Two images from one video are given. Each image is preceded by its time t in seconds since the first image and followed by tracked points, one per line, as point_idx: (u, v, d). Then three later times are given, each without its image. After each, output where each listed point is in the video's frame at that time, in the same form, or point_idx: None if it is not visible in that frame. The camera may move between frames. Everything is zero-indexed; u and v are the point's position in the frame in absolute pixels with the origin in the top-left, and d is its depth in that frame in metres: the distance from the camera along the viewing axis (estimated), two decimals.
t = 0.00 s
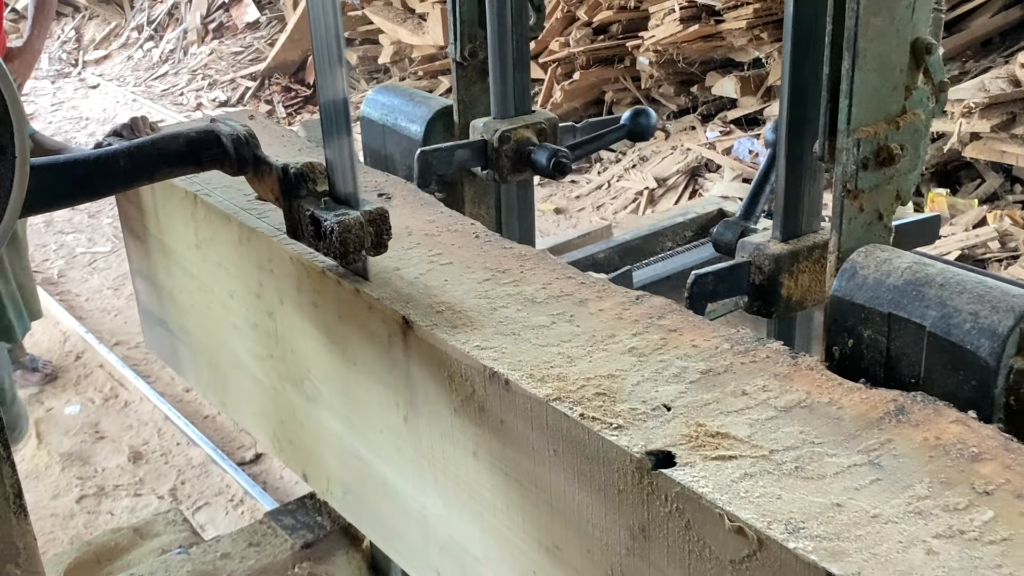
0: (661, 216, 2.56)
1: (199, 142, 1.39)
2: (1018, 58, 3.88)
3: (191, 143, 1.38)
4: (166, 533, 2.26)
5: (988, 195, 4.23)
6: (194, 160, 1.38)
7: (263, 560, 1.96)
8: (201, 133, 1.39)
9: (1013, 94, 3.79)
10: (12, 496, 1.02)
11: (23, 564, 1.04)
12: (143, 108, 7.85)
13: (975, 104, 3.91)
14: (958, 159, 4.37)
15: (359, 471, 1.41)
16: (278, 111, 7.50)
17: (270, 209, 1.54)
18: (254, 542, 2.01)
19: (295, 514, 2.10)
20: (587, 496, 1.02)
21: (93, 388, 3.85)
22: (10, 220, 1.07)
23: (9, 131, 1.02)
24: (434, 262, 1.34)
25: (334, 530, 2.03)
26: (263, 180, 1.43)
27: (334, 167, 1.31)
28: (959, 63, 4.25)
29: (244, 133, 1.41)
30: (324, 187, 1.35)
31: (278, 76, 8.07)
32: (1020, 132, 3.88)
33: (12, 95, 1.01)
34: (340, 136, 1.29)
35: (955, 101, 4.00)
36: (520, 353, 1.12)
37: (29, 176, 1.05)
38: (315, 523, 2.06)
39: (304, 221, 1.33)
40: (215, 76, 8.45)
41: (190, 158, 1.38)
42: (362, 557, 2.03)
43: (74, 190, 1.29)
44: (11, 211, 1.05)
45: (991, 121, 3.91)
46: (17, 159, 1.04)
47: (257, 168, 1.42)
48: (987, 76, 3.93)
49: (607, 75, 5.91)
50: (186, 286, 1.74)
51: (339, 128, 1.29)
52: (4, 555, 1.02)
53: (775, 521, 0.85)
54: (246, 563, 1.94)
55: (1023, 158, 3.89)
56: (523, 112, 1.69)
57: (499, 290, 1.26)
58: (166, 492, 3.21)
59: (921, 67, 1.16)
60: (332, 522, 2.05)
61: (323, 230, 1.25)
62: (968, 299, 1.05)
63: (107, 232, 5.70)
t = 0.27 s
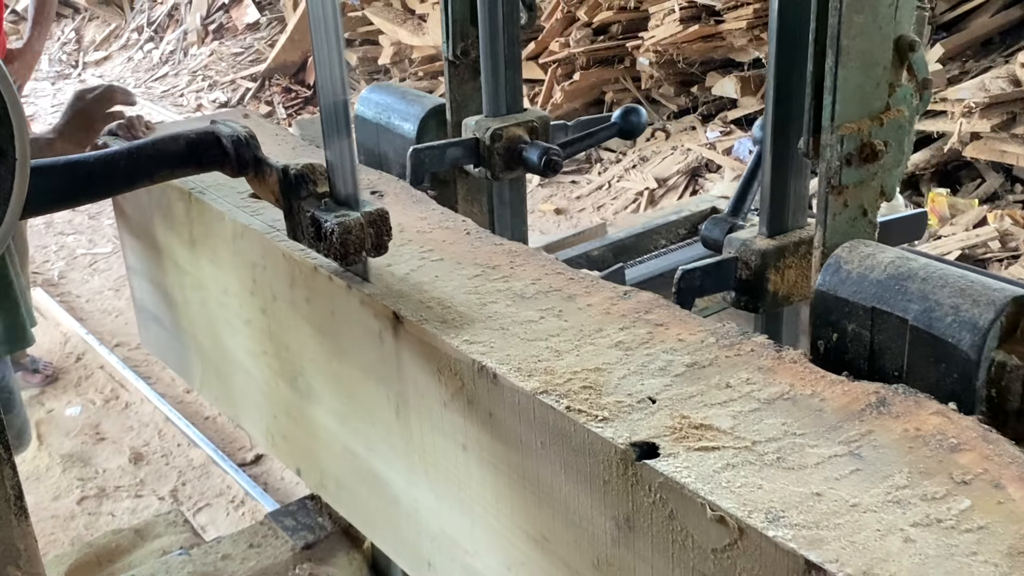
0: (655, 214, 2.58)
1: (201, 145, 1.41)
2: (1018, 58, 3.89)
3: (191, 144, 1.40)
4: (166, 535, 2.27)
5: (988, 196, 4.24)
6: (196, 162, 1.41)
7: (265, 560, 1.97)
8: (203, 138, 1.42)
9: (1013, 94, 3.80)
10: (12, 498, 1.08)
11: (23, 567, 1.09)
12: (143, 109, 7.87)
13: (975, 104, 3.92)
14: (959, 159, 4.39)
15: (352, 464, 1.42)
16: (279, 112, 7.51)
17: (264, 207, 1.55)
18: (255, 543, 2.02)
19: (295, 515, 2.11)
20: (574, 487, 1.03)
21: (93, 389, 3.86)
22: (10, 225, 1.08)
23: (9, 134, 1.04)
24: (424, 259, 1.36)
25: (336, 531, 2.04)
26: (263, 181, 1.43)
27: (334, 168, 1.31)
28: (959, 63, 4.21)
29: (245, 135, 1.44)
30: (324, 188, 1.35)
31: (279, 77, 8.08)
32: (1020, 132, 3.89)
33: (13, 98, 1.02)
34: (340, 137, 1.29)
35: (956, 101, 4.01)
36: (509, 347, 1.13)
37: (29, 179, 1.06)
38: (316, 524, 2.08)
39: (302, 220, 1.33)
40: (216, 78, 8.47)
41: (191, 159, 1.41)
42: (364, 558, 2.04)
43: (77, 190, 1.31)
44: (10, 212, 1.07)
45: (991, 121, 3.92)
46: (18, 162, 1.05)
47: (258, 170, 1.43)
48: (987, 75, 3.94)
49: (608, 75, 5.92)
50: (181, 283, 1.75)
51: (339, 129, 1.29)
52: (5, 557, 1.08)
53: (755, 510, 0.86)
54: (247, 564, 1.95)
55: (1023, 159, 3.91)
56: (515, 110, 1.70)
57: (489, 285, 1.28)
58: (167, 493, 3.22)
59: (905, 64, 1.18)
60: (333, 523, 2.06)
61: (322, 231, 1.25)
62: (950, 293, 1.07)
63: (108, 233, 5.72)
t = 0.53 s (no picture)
0: (649, 212, 2.59)
1: (201, 147, 1.42)
2: (1018, 58, 3.90)
3: (192, 145, 1.42)
4: (168, 536, 2.26)
5: (988, 195, 4.25)
6: (196, 164, 1.42)
7: (266, 561, 1.99)
8: (203, 140, 1.43)
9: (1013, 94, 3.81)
10: (14, 500, 1.04)
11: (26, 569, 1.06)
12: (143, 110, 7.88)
13: (976, 104, 3.93)
14: (959, 159, 4.41)
15: (345, 459, 1.44)
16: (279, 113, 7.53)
17: (259, 205, 1.56)
18: (256, 545, 2.03)
19: (295, 516, 2.12)
20: (562, 479, 1.05)
21: (94, 391, 3.88)
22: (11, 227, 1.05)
23: (10, 134, 1.02)
24: (417, 255, 1.37)
25: (335, 532, 2.05)
26: (263, 181, 1.44)
27: (336, 169, 1.31)
28: (959, 63, 4.23)
29: (246, 137, 1.45)
30: (325, 188, 1.36)
31: (279, 77, 8.10)
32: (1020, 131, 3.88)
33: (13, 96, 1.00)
34: (341, 138, 1.30)
35: (955, 101, 4.04)
36: (498, 341, 1.15)
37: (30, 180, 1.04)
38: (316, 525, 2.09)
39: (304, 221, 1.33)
40: (215, 79, 8.48)
41: (190, 162, 1.42)
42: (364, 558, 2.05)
43: (80, 191, 1.32)
44: (12, 220, 1.05)
45: (992, 121, 3.91)
46: (18, 163, 1.03)
47: (258, 171, 1.44)
48: (988, 75, 3.95)
49: (608, 75, 5.93)
50: (177, 280, 1.77)
51: (339, 130, 1.29)
52: (6, 559, 1.05)
53: (738, 500, 0.88)
54: (248, 565, 1.97)
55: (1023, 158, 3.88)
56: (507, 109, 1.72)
57: (480, 281, 1.29)
58: (168, 494, 3.23)
59: (890, 62, 1.19)
60: (334, 524, 2.08)
61: (322, 231, 1.26)
62: (934, 287, 1.08)
63: (109, 234, 5.73)
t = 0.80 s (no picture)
0: (643, 209, 2.61)
1: (201, 146, 1.42)
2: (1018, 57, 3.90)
3: (192, 145, 1.42)
4: (169, 536, 2.20)
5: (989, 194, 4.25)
6: (197, 162, 1.42)
7: (267, 561, 1.99)
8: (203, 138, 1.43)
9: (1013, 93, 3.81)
10: (14, 500, 1.12)
11: (26, 569, 1.13)
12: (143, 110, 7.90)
13: (976, 103, 3.94)
14: (959, 159, 4.43)
15: (338, 452, 1.45)
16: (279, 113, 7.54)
17: (253, 202, 1.57)
18: (257, 545, 2.04)
19: (296, 516, 2.14)
20: (549, 469, 1.06)
21: (94, 391, 3.89)
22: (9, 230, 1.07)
23: (9, 133, 1.03)
24: (408, 250, 1.39)
25: (336, 532, 2.07)
26: (263, 181, 1.43)
27: (334, 168, 1.29)
28: (959, 62, 4.23)
29: (246, 136, 1.44)
30: (325, 188, 1.36)
31: (279, 78, 8.12)
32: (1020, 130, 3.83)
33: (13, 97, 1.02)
34: (340, 138, 1.29)
35: (956, 100, 4.06)
36: (486, 335, 1.16)
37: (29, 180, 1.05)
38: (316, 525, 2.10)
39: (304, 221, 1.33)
40: (216, 79, 8.49)
41: (190, 161, 1.42)
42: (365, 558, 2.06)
43: (79, 193, 1.34)
44: (11, 219, 1.06)
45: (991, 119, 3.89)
46: (18, 162, 1.05)
47: (258, 170, 1.43)
48: (988, 74, 3.95)
49: (608, 75, 5.95)
50: (171, 277, 1.78)
51: (339, 129, 1.29)
52: (7, 559, 1.12)
53: (719, 488, 0.89)
54: (249, 564, 1.97)
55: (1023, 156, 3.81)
56: (499, 106, 1.73)
57: (470, 275, 1.31)
58: (168, 494, 3.24)
59: (875, 57, 1.20)
60: (335, 524, 2.09)
61: (323, 231, 1.25)
62: (917, 280, 1.09)
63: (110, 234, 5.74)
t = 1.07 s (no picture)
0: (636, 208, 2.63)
1: (201, 146, 1.44)
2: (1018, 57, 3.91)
3: (191, 146, 1.44)
4: (170, 537, 2.18)
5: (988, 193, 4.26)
6: (197, 163, 1.44)
7: (268, 561, 2.01)
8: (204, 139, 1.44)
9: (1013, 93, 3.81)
10: (16, 501, 1.06)
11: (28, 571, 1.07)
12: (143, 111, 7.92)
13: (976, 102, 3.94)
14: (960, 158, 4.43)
15: (330, 446, 1.47)
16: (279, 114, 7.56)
17: (247, 199, 1.59)
18: (258, 545, 2.06)
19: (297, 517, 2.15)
20: (535, 460, 1.08)
21: (94, 391, 3.90)
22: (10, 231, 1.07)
23: (10, 135, 1.05)
24: (398, 246, 1.41)
25: (337, 532, 2.08)
26: (263, 182, 1.43)
27: (336, 169, 1.30)
28: (959, 61, 4.18)
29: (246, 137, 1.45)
30: (326, 188, 1.37)
31: (278, 78, 8.13)
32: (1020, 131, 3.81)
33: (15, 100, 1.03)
34: (341, 139, 1.30)
35: (956, 99, 4.07)
36: (474, 329, 1.18)
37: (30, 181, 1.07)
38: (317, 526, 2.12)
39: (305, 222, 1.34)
40: (216, 79, 8.51)
41: (191, 162, 1.44)
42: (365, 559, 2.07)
43: (78, 195, 1.36)
44: (12, 221, 1.06)
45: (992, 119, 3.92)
46: (19, 164, 1.06)
47: (258, 171, 1.44)
48: (989, 74, 3.95)
49: (608, 75, 5.96)
50: (167, 274, 1.80)
51: (340, 131, 1.30)
52: (8, 560, 1.06)
53: (700, 477, 0.91)
54: (251, 565, 1.99)
55: None
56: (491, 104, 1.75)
57: (459, 271, 1.32)
58: (169, 495, 3.26)
59: (858, 54, 1.22)
60: (336, 525, 2.10)
61: (323, 231, 1.26)
62: (898, 274, 1.11)
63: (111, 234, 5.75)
